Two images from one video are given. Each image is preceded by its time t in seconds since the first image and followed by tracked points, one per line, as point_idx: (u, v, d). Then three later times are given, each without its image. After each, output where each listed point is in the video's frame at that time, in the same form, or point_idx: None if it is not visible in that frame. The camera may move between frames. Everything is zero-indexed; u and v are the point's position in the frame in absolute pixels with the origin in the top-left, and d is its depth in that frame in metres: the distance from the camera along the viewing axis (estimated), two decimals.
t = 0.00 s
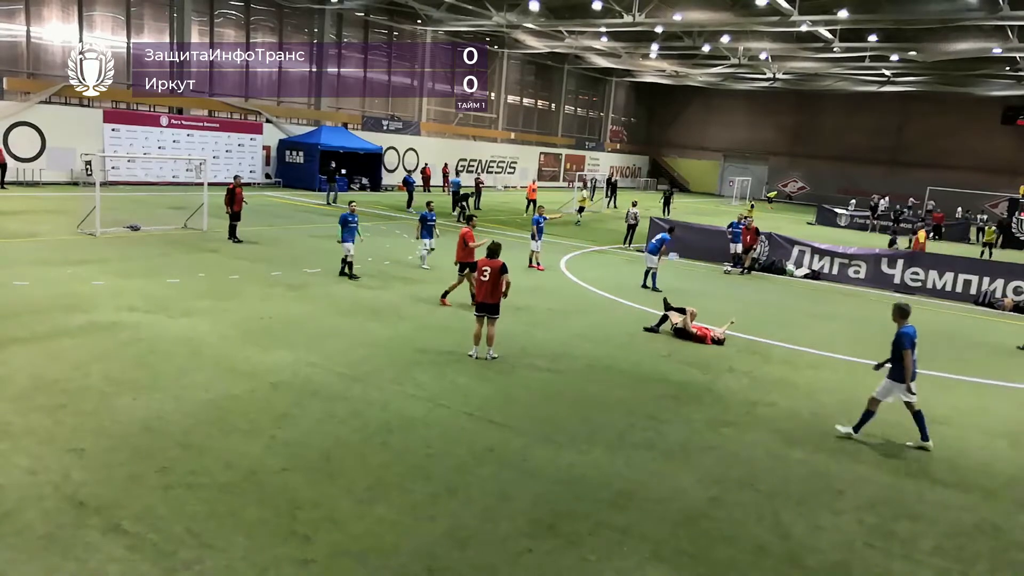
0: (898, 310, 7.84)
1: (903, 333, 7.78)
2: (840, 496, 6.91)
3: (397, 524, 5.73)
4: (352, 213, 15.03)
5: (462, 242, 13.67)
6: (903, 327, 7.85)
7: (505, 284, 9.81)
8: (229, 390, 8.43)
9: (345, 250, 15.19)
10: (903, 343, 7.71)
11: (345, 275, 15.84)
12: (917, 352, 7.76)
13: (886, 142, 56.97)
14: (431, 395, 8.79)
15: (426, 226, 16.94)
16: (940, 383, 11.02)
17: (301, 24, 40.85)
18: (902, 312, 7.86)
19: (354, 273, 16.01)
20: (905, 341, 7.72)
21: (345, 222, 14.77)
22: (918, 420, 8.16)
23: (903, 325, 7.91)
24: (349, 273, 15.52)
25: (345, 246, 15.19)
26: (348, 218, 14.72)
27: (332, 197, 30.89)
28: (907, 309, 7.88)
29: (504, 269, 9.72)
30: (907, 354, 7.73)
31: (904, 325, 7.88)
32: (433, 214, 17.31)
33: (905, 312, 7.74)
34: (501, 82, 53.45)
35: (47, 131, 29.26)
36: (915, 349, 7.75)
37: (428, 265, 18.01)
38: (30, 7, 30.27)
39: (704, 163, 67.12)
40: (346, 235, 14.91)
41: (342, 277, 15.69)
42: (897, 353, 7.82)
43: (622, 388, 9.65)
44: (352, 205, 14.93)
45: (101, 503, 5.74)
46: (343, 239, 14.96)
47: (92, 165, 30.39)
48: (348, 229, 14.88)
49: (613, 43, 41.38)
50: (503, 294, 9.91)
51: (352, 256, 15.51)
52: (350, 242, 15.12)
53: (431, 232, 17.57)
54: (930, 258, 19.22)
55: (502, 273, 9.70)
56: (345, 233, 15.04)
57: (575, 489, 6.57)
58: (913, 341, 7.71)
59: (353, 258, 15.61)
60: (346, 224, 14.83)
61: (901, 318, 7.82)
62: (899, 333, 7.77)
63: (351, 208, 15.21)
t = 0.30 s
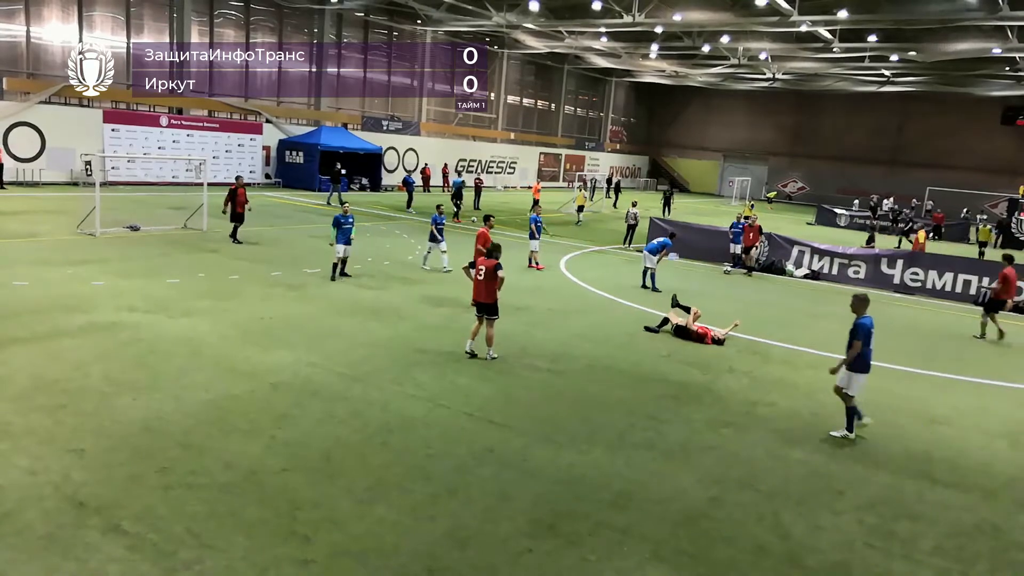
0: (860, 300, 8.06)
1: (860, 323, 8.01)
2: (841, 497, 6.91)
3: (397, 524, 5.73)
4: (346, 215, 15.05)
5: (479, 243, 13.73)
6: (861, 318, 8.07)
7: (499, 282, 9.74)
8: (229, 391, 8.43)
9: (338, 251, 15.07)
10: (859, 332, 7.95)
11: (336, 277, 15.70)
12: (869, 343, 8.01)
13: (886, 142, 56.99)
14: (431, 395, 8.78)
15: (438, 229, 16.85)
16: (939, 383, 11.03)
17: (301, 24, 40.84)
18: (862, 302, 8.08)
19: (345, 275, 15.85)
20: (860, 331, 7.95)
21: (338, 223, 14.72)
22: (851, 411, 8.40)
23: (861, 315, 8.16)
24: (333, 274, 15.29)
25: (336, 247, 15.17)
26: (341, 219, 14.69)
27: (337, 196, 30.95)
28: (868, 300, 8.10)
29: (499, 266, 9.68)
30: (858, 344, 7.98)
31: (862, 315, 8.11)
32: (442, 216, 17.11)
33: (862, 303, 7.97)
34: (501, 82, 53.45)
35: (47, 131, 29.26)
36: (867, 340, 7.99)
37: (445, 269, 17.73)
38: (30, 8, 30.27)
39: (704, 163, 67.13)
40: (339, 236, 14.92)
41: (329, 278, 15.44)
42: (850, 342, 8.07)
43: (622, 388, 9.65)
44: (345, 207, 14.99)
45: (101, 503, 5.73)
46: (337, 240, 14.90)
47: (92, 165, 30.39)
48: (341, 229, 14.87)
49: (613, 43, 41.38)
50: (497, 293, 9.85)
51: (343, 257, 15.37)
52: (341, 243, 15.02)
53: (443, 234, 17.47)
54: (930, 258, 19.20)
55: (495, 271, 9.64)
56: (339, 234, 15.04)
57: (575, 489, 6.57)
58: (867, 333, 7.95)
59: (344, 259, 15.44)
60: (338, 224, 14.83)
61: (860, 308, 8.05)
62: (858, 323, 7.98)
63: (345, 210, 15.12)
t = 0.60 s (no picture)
0: (818, 300, 8.18)
1: (818, 321, 8.10)
2: (841, 497, 6.92)
3: (397, 524, 5.72)
4: (340, 214, 14.80)
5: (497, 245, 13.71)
6: (820, 316, 8.17)
7: (482, 285, 9.63)
8: (229, 391, 8.43)
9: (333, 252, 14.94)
10: (815, 331, 8.04)
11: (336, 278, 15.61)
12: (827, 341, 8.07)
13: (886, 142, 57.00)
14: (430, 395, 8.79)
15: (449, 231, 16.67)
16: (939, 384, 11.03)
17: (301, 24, 40.85)
18: (821, 301, 8.19)
19: (344, 275, 15.75)
20: (817, 330, 8.04)
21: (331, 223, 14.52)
22: (835, 408, 8.41)
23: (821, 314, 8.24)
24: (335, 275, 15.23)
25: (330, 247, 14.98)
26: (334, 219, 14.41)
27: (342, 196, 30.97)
28: (826, 299, 8.18)
29: (484, 268, 9.57)
30: (815, 342, 8.07)
31: (822, 314, 8.19)
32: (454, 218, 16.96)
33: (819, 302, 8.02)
34: (500, 82, 53.47)
35: (47, 131, 29.24)
36: (826, 338, 8.06)
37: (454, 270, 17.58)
38: (30, 7, 30.26)
39: (704, 163, 67.17)
40: (333, 236, 14.77)
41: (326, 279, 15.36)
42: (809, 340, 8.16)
43: (622, 388, 9.65)
44: (338, 206, 14.77)
45: (101, 503, 5.73)
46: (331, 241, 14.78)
47: (92, 165, 30.38)
48: (335, 230, 14.68)
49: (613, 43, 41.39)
50: (481, 293, 9.72)
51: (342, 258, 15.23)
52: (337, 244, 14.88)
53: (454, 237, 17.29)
54: (930, 258, 19.19)
55: (476, 271, 9.55)
56: (334, 234, 14.89)
57: (575, 489, 6.57)
58: (825, 330, 8.01)
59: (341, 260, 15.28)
60: (331, 225, 14.67)
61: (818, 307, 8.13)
62: (814, 321, 8.09)
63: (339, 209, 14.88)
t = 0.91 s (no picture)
0: (785, 289, 8.38)
1: (785, 310, 8.23)
2: (840, 497, 6.92)
3: (397, 524, 5.73)
4: (338, 215, 14.67)
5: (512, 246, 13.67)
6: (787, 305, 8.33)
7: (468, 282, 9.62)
8: (229, 391, 8.44)
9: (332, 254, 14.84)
10: (783, 319, 8.18)
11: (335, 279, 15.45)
12: (795, 330, 8.23)
13: (886, 142, 57.02)
14: (430, 395, 8.80)
15: (462, 233, 16.50)
16: (940, 384, 11.03)
17: (301, 25, 40.83)
18: (787, 291, 8.38)
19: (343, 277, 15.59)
20: (784, 318, 8.18)
21: (330, 224, 14.44)
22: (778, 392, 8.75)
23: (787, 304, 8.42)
24: (339, 277, 15.07)
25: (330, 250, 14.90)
26: (332, 220, 14.37)
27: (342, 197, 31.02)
28: (793, 289, 8.37)
29: (471, 267, 9.58)
30: (786, 331, 8.21)
31: (788, 304, 8.37)
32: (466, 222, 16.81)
33: (789, 290, 8.16)
34: (500, 83, 53.43)
35: (47, 131, 29.26)
36: (794, 327, 8.23)
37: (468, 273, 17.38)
38: (30, 8, 30.28)
39: (704, 163, 67.18)
40: (332, 237, 14.67)
41: (331, 280, 15.24)
42: (778, 329, 8.28)
43: (621, 388, 9.66)
44: (336, 207, 14.65)
45: (100, 504, 5.73)
46: (331, 242, 14.72)
47: (92, 165, 30.38)
48: (334, 231, 14.54)
49: (613, 43, 41.40)
50: (467, 292, 9.65)
51: (340, 260, 15.11)
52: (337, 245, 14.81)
53: (466, 238, 17.11)
54: (930, 258, 19.18)
55: (463, 270, 9.62)
56: (332, 236, 14.79)
57: (574, 490, 6.58)
58: (793, 320, 8.17)
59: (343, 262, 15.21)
60: (329, 226, 14.55)
61: (787, 296, 8.29)
62: (782, 309, 8.22)
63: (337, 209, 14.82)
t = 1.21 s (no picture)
0: (750, 289, 8.44)
1: (751, 309, 8.34)
2: (840, 497, 6.92)
3: (397, 524, 5.73)
4: (339, 217, 14.52)
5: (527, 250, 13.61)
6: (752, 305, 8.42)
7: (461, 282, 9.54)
8: (229, 391, 8.44)
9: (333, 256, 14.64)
10: (749, 319, 8.29)
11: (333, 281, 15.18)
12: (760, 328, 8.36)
13: (886, 142, 57.02)
14: (430, 395, 8.79)
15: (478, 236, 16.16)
16: (940, 384, 11.02)
17: (301, 25, 40.82)
18: (753, 290, 8.44)
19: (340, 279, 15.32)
20: (750, 318, 8.29)
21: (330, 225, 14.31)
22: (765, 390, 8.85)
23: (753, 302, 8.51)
24: (337, 280, 14.78)
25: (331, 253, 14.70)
26: (332, 221, 14.32)
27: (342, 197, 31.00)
28: (758, 288, 8.45)
29: (464, 267, 9.51)
30: (752, 330, 8.31)
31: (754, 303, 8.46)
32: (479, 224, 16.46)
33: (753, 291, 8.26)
34: (500, 83, 53.42)
35: (46, 131, 29.28)
36: (759, 326, 8.34)
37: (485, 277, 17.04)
38: (30, 8, 30.31)
39: (704, 163, 67.18)
40: (331, 240, 14.46)
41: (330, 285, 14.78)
42: (744, 329, 8.39)
43: (621, 388, 9.66)
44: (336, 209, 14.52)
45: (100, 504, 5.73)
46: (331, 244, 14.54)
47: (92, 165, 30.38)
48: (332, 232, 14.32)
49: (613, 44, 41.41)
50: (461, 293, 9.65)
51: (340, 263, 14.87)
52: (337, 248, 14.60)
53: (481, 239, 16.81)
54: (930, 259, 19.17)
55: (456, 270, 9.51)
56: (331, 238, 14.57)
57: (574, 490, 6.57)
58: (759, 319, 8.28)
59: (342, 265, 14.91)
60: (329, 228, 14.38)
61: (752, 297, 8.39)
62: (748, 309, 8.32)
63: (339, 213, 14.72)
